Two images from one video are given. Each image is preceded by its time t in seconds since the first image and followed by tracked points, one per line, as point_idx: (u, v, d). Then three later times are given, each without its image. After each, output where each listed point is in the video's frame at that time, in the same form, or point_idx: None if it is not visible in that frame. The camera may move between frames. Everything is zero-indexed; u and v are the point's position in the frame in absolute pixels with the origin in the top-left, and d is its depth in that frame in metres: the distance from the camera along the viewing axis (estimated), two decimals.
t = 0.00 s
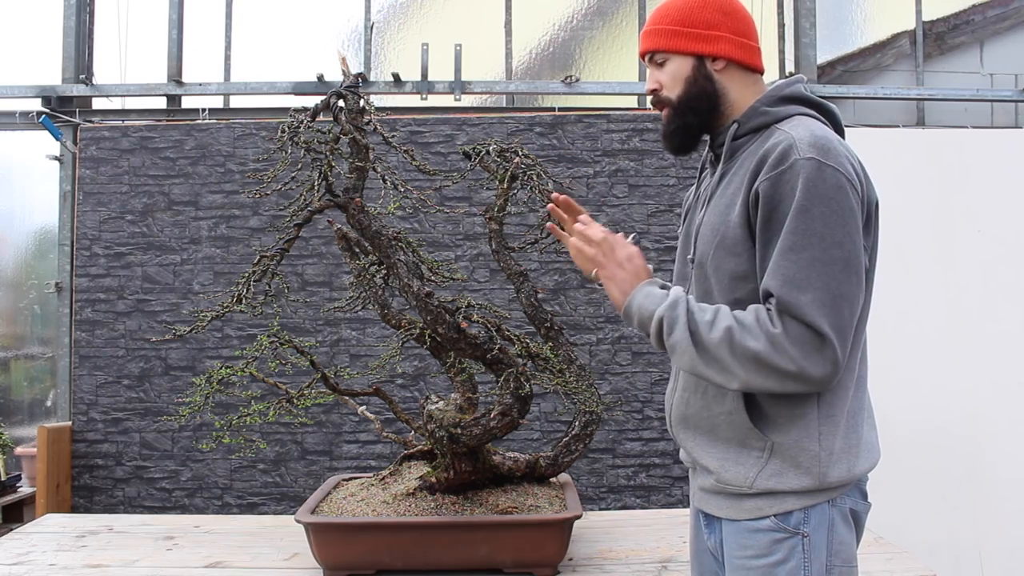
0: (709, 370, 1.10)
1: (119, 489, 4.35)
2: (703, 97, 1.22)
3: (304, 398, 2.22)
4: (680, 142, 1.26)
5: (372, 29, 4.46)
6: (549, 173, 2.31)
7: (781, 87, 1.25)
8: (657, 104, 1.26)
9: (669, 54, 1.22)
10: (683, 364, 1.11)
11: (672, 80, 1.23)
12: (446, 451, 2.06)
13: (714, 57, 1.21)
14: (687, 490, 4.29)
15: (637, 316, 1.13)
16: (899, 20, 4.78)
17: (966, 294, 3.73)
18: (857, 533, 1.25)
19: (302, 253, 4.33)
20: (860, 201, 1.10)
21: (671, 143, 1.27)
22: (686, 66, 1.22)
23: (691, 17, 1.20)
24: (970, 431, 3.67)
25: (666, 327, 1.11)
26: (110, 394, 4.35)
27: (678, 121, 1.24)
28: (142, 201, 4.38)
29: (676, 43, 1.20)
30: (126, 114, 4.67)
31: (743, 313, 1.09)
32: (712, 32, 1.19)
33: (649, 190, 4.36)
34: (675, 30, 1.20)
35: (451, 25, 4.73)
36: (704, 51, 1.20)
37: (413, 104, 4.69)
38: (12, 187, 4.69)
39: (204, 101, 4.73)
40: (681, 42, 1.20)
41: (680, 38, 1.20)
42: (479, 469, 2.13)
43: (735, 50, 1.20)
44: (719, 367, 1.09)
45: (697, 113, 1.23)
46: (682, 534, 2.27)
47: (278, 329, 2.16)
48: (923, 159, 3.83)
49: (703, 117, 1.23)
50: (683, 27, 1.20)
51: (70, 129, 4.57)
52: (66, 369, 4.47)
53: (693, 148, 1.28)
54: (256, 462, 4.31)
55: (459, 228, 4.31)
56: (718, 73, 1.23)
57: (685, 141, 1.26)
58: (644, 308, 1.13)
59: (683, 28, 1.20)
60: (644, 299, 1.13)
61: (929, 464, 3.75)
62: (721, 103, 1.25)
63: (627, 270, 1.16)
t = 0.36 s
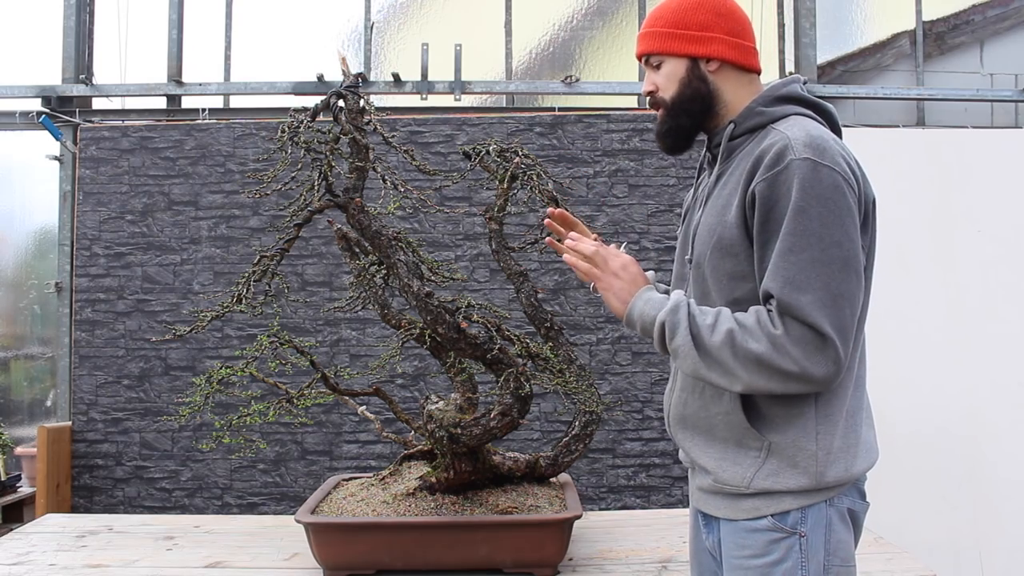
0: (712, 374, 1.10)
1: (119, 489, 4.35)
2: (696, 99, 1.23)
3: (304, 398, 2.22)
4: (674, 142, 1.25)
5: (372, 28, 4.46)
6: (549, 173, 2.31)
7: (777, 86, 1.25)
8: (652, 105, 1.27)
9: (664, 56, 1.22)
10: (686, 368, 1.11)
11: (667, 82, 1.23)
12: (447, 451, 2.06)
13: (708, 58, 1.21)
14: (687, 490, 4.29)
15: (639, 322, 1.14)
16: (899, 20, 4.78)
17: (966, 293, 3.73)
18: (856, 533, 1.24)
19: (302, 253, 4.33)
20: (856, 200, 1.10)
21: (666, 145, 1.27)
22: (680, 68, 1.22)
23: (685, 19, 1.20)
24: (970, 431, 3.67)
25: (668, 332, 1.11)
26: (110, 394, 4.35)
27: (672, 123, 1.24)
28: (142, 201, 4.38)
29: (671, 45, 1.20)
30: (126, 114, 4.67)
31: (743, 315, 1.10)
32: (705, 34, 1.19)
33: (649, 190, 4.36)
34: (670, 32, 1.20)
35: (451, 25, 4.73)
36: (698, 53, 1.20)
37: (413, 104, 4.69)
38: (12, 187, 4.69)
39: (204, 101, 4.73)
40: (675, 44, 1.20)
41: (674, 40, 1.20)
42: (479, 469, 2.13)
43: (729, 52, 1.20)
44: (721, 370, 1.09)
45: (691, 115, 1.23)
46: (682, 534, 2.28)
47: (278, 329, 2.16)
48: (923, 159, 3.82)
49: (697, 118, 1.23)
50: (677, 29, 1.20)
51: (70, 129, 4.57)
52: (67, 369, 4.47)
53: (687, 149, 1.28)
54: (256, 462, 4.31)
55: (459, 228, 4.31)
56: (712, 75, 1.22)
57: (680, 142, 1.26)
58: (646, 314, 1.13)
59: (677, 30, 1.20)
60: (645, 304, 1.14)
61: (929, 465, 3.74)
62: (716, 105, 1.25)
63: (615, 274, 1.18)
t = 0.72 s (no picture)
0: (714, 375, 1.10)
1: (119, 489, 4.35)
2: (697, 99, 1.22)
3: (304, 398, 2.22)
4: (675, 143, 1.25)
5: (372, 29, 4.46)
6: (549, 173, 2.31)
7: (780, 86, 1.25)
8: (654, 105, 1.27)
9: (665, 56, 1.22)
10: (688, 368, 1.11)
11: (667, 81, 1.23)
12: (446, 451, 2.06)
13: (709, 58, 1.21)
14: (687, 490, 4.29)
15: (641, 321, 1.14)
16: (899, 20, 4.78)
17: (966, 294, 3.73)
18: (855, 533, 1.24)
19: (302, 253, 4.33)
20: (858, 202, 1.10)
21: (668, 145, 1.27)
22: (682, 68, 1.22)
23: (686, 18, 1.20)
24: (970, 431, 3.67)
25: (670, 332, 1.11)
26: (110, 394, 4.35)
27: (673, 123, 1.24)
28: (142, 201, 4.38)
29: (672, 46, 1.20)
30: (126, 114, 4.67)
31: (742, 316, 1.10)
32: (706, 34, 1.19)
33: (649, 190, 4.36)
34: (670, 32, 1.20)
35: (451, 25, 4.73)
36: (699, 53, 1.20)
37: (413, 104, 4.69)
38: (12, 187, 4.69)
39: (204, 101, 4.73)
40: (675, 44, 1.20)
41: (674, 40, 1.20)
42: (479, 469, 2.13)
43: (730, 52, 1.20)
44: (724, 371, 1.09)
45: (692, 115, 1.23)
46: (682, 534, 2.27)
47: (278, 329, 2.16)
48: (923, 159, 3.81)
49: (698, 118, 1.23)
50: (677, 30, 1.20)
51: (70, 129, 4.57)
52: (67, 369, 4.47)
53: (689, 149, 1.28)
54: (256, 462, 4.31)
55: (459, 228, 4.31)
56: (713, 75, 1.22)
57: (682, 143, 1.26)
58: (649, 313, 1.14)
59: (677, 30, 1.20)
60: (648, 304, 1.15)
61: (929, 465, 3.74)
62: (717, 104, 1.25)
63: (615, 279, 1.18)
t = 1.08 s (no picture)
0: (731, 395, 1.09)
1: (119, 489, 4.35)
2: (700, 102, 1.22)
3: (304, 398, 2.22)
4: (681, 147, 1.26)
5: (372, 28, 4.46)
6: (549, 173, 2.31)
7: (783, 86, 1.25)
8: (658, 111, 1.27)
9: (665, 62, 1.22)
10: (706, 393, 1.10)
11: (668, 86, 1.23)
12: (447, 451, 2.06)
13: (709, 60, 1.21)
14: (687, 490, 4.29)
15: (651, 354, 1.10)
16: (899, 20, 4.78)
17: (966, 294, 3.73)
18: (861, 534, 1.24)
19: (302, 253, 4.33)
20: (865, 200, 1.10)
21: (675, 150, 1.27)
22: (682, 72, 1.21)
23: (683, 22, 1.19)
24: (970, 431, 3.67)
25: (682, 360, 1.09)
26: (110, 394, 4.35)
27: (678, 128, 1.24)
28: (142, 201, 4.38)
29: (671, 51, 1.20)
30: (126, 114, 4.67)
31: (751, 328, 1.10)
32: (705, 36, 1.19)
33: (649, 190, 4.36)
34: (668, 37, 1.19)
35: (451, 25, 4.73)
36: (699, 56, 1.19)
37: (413, 104, 4.69)
38: (12, 187, 4.69)
39: (204, 101, 4.73)
40: (675, 48, 1.19)
41: (673, 44, 1.20)
42: (479, 469, 2.13)
43: (730, 52, 1.20)
44: (743, 391, 1.08)
45: (696, 118, 1.23)
46: (682, 534, 2.27)
47: (278, 329, 2.16)
48: (923, 158, 3.82)
49: (703, 122, 1.23)
50: (675, 34, 1.19)
51: (70, 129, 4.57)
52: (67, 369, 4.47)
53: (696, 152, 1.28)
54: (256, 461, 4.31)
55: (459, 228, 4.30)
56: (714, 76, 1.22)
57: (690, 147, 1.26)
58: (655, 343, 1.10)
59: (675, 34, 1.19)
60: (654, 332, 1.10)
61: (929, 464, 3.74)
62: (720, 106, 1.25)
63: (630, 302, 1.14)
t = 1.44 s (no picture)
0: (768, 415, 1.10)
1: (119, 489, 4.35)
2: (701, 107, 1.22)
3: (304, 398, 2.22)
4: (683, 151, 1.26)
5: (372, 29, 4.46)
6: (549, 173, 2.31)
7: (788, 85, 1.24)
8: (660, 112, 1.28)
9: (664, 65, 1.22)
10: (743, 415, 1.10)
11: (668, 91, 1.23)
12: (446, 451, 2.06)
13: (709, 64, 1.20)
14: (687, 490, 4.29)
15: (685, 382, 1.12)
16: (899, 20, 4.78)
17: (966, 293, 3.73)
18: (871, 535, 1.24)
19: (302, 253, 4.33)
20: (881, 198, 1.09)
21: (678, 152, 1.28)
22: (682, 76, 1.21)
23: (682, 25, 1.19)
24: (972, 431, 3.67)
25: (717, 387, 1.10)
26: (110, 394, 4.35)
27: (680, 132, 1.25)
28: (142, 201, 4.38)
29: (670, 55, 1.20)
30: (126, 114, 4.67)
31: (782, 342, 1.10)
32: (704, 41, 1.18)
33: (649, 190, 4.36)
34: (667, 41, 1.19)
35: (451, 26, 4.73)
36: (698, 61, 1.19)
37: (413, 104, 4.69)
38: (12, 187, 4.69)
39: (204, 101, 4.73)
40: (673, 54, 1.19)
41: (672, 49, 1.19)
42: (479, 469, 2.13)
43: (730, 57, 1.19)
44: (779, 409, 1.09)
45: (697, 123, 1.23)
46: (682, 534, 2.27)
47: (278, 329, 2.16)
48: (923, 158, 3.81)
49: (705, 126, 1.24)
50: (675, 38, 1.19)
51: (70, 129, 4.57)
52: (66, 369, 4.47)
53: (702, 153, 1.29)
54: (256, 462, 4.31)
55: (459, 228, 4.30)
56: (716, 80, 1.22)
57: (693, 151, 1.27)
58: (688, 373, 1.12)
59: (674, 39, 1.19)
60: (686, 360, 1.12)
61: (930, 464, 3.74)
62: (723, 108, 1.24)
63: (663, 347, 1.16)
